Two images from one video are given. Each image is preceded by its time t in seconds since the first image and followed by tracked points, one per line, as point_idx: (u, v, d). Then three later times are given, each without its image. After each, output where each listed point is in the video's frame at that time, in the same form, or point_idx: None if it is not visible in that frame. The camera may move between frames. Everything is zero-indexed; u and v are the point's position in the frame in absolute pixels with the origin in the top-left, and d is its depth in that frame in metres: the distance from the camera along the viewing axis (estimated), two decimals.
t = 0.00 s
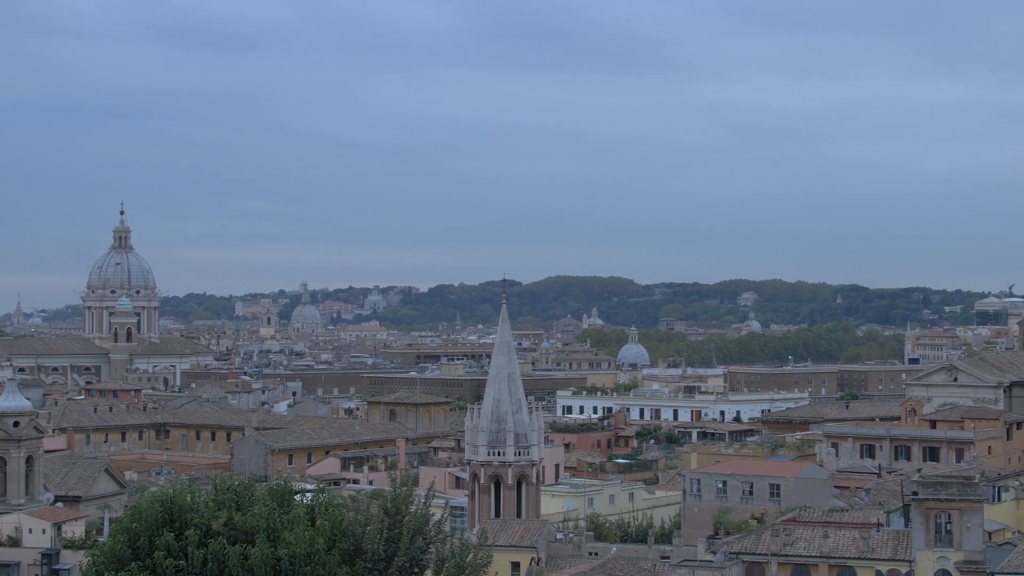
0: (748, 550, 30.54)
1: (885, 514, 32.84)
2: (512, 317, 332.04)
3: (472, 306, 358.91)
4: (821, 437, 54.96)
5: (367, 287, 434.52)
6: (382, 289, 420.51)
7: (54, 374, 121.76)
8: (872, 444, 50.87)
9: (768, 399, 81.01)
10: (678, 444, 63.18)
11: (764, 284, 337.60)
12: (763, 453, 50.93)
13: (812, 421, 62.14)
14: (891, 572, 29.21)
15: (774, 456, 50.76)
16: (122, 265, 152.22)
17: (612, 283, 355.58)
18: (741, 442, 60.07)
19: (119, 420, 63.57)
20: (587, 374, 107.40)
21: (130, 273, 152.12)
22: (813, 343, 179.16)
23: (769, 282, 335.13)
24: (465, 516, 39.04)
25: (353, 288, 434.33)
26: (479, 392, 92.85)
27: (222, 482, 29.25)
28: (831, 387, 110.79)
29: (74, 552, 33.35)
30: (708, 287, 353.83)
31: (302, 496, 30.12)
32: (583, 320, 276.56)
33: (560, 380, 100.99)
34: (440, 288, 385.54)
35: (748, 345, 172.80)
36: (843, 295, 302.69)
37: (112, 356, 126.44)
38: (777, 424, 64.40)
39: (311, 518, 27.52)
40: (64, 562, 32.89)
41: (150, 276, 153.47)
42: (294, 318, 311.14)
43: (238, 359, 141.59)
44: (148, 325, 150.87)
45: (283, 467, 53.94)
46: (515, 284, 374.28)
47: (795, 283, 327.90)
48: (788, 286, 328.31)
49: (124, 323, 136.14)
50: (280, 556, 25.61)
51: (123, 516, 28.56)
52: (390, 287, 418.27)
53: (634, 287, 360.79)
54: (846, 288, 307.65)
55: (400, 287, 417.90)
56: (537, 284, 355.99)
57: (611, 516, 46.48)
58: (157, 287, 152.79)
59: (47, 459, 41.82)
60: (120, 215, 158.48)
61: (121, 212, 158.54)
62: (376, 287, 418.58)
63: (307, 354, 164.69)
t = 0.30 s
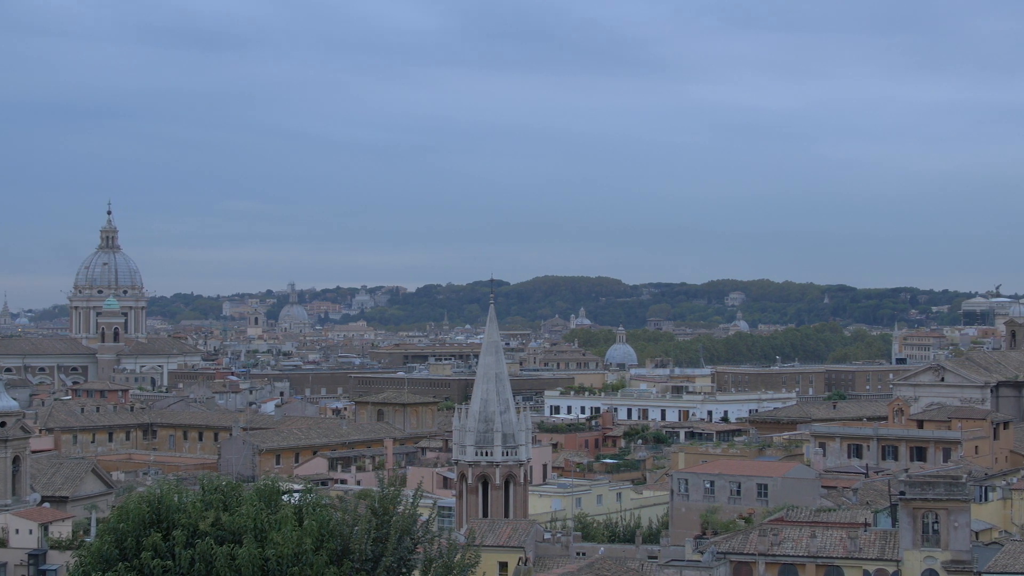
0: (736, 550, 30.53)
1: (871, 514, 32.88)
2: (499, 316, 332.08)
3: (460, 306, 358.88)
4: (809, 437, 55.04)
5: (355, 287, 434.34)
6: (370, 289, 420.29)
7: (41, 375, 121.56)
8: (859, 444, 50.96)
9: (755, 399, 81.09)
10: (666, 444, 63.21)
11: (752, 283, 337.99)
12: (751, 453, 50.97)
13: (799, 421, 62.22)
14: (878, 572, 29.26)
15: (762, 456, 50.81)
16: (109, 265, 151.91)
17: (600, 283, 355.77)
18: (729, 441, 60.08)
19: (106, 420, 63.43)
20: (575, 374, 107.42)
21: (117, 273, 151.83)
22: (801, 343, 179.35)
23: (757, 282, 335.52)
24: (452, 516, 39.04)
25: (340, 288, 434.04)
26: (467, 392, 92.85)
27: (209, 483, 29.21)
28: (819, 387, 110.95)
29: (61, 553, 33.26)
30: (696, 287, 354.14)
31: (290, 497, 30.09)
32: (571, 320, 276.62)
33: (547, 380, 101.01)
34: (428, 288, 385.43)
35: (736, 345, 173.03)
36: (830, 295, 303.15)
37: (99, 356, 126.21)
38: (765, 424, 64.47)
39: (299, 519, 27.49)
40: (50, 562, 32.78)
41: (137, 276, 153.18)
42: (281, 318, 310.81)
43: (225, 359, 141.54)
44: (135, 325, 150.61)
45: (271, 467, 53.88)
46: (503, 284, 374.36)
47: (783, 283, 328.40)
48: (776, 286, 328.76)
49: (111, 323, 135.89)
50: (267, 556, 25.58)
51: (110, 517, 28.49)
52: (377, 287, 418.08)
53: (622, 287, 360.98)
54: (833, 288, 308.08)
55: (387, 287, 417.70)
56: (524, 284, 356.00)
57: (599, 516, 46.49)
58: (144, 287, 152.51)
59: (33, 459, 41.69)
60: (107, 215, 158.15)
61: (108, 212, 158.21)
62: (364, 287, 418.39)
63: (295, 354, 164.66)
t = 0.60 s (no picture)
0: (723, 550, 30.52)
1: (859, 514, 32.92)
2: (487, 316, 332.11)
3: (448, 306, 358.89)
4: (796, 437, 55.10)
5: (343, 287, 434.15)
6: (358, 289, 420.12)
7: (27, 375, 121.37)
8: (847, 443, 51.04)
9: (743, 399, 81.17)
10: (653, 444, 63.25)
11: (740, 284, 338.37)
12: (739, 453, 51.00)
13: (786, 421, 62.32)
14: (865, 572, 29.34)
15: (750, 456, 50.85)
16: (97, 265, 151.60)
17: (587, 283, 356.05)
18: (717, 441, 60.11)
19: (93, 420, 63.28)
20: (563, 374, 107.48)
21: (104, 273, 151.56)
22: (788, 343, 179.57)
23: (745, 282, 335.89)
24: (440, 516, 39.06)
25: (328, 288, 433.84)
26: (455, 392, 92.84)
27: (197, 483, 29.17)
28: (806, 387, 111.09)
29: (48, 553, 33.17)
30: (684, 287, 354.51)
31: (278, 496, 30.06)
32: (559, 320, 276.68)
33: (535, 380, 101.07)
34: (416, 288, 385.29)
35: (723, 345, 173.16)
36: (818, 295, 303.54)
37: (86, 356, 126.01)
38: (752, 423, 64.55)
39: (287, 518, 27.47)
40: (37, 563, 32.77)
41: (125, 276, 152.89)
42: (269, 318, 310.54)
43: (213, 359, 141.46)
44: (122, 325, 150.39)
45: (259, 467, 53.84)
46: (491, 284, 374.34)
47: (770, 283, 328.83)
48: (763, 286, 329.17)
49: (98, 323, 135.67)
50: (255, 556, 25.54)
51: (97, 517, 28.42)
52: (365, 287, 417.92)
53: (610, 287, 361.22)
54: (821, 288, 308.51)
55: (375, 287, 417.41)
56: (512, 284, 356.07)
57: (587, 516, 46.52)
58: (132, 287, 152.26)
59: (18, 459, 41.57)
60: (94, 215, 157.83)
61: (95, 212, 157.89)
62: (352, 288, 418.27)
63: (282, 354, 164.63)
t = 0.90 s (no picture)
0: (711, 549, 30.53)
1: (847, 513, 32.96)
2: (475, 316, 332.14)
3: (436, 306, 358.84)
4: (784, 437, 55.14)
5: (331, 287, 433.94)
6: (346, 289, 419.88)
7: (14, 375, 121.12)
8: (835, 443, 51.08)
9: (731, 399, 81.22)
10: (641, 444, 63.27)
11: (728, 284, 338.72)
12: (727, 453, 51.03)
13: (774, 421, 62.37)
14: (853, 572, 29.39)
15: (737, 456, 50.88)
16: (85, 265, 151.31)
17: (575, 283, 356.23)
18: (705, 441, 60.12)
19: (80, 421, 63.14)
20: (551, 374, 107.49)
21: (92, 273, 151.29)
22: (776, 343, 179.76)
23: (732, 282, 336.24)
24: (428, 515, 39.04)
25: (316, 288, 433.61)
26: (443, 392, 92.83)
27: (184, 483, 29.13)
28: (794, 387, 111.21)
29: (35, 554, 33.16)
30: (672, 287, 354.81)
31: (266, 496, 30.03)
32: (548, 320, 276.69)
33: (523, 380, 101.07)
34: (404, 288, 385.16)
35: (711, 345, 173.28)
36: (806, 295, 303.94)
37: (73, 356, 125.81)
38: (740, 423, 64.59)
39: (274, 519, 27.44)
40: (25, 563, 32.76)
41: (112, 276, 152.63)
42: (257, 318, 310.17)
43: (201, 359, 141.48)
44: (110, 325, 150.14)
45: (246, 467, 53.80)
46: (479, 284, 374.32)
47: (758, 284, 329.18)
48: (751, 287, 329.55)
49: (85, 323, 135.44)
50: (243, 557, 25.51)
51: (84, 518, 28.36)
52: (353, 287, 417.70)
53: (598, 287, 361.38)
54: (809, 288, 308.93)
55: (364, 287, 417.22)
56: (500, 284, 356.10)
57: (576, 516, 46.50)
58: (119, 287, 151.99)
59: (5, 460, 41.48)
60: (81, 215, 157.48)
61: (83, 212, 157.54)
62: (340, 288, 418.06)
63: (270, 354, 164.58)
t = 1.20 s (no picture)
0: (699, 549, 30.55)
1: (834, 513, 33.06)
2: (463, 316, 332.10)
3: (425, 306, 358.76)
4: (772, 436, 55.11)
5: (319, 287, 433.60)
6: (334, 289, 419.58)
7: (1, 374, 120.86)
8: (823, 443, 51.04)
9: (719, 399, 81.28)
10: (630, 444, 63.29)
11: (716, 284, 339.05)
12: (714, 453, 51.02)
13: (762, 421, 62.43)
14: (841, 572, 29.42)
15: (726, 456, 50.85)
16: (73, 265, 150.98)
17: (563, 283, 356.43)
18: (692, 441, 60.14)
19: (68, 421, 63.05)
20: (539, 374, 107.50)
21: (80, 273, 150.96)
22: (764, 343, 179.96)
23: (721, 282, 336.56)
24: (417, 516, 39.03)
25: (304, 288, 433.27)
26: (431, 392, 92.81)
27: (171, 483, 29.08)
28: (782, 387, 111.31)
29: (23, 554, 33.16)
30: (660, 287, 355.10)
31: (254, 496, 29.98)
32: (537, 320, 276.69)
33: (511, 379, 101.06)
34: (392, 288, 384.98)
35: (699, 345, 173.39)
36: (794, 295, 304.36)
37: (61, 356, 125.56)
38: (728, 423, 64.62)
39: (263, 519, 27.39)
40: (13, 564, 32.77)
41: (100, 277, 152.33)
42: (245, 319, 309.75)
43: (189, 359, 141.41)
44: (98, 325, 149.89)
45: (234, 467, 53.75)
46: (468, 284, 374.28)
47: (746, 284, 329.59)
48: (739, 287, 329.94)
49: (73, 323, 135.24)
50: (231, 557, 25.49)
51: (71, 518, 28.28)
52: (341, 288, 417.45)
53: (586, 287, 361.55)
54: (797, 288, 309.31)
55: (352, 287, 416.95)
56: (489, 284, 356.20)
57: (564, 516, 46.49)
58: (107, 287, 151.71)
59: None
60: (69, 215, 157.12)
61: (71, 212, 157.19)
62: (328, 288, 417.72)
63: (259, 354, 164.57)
